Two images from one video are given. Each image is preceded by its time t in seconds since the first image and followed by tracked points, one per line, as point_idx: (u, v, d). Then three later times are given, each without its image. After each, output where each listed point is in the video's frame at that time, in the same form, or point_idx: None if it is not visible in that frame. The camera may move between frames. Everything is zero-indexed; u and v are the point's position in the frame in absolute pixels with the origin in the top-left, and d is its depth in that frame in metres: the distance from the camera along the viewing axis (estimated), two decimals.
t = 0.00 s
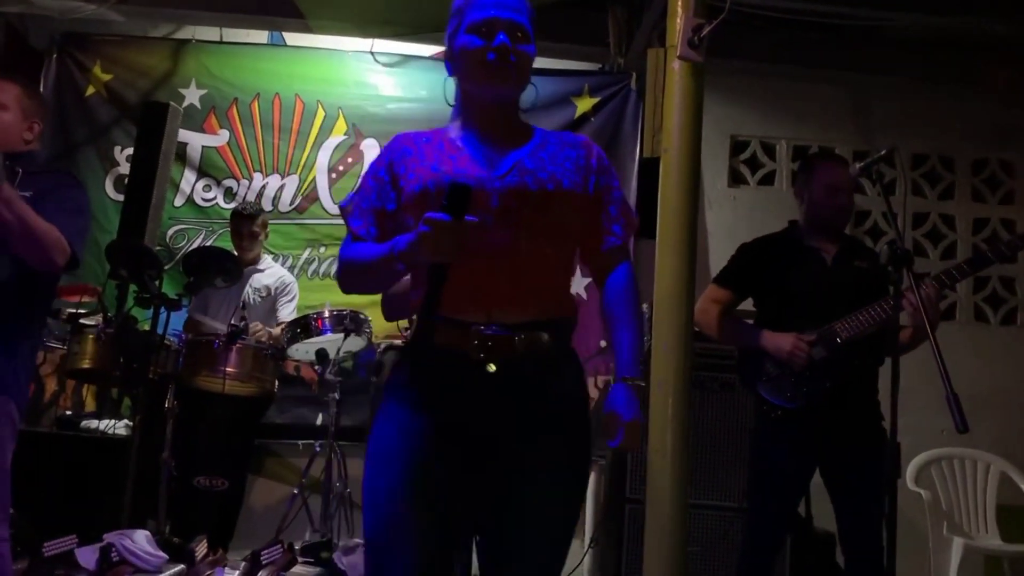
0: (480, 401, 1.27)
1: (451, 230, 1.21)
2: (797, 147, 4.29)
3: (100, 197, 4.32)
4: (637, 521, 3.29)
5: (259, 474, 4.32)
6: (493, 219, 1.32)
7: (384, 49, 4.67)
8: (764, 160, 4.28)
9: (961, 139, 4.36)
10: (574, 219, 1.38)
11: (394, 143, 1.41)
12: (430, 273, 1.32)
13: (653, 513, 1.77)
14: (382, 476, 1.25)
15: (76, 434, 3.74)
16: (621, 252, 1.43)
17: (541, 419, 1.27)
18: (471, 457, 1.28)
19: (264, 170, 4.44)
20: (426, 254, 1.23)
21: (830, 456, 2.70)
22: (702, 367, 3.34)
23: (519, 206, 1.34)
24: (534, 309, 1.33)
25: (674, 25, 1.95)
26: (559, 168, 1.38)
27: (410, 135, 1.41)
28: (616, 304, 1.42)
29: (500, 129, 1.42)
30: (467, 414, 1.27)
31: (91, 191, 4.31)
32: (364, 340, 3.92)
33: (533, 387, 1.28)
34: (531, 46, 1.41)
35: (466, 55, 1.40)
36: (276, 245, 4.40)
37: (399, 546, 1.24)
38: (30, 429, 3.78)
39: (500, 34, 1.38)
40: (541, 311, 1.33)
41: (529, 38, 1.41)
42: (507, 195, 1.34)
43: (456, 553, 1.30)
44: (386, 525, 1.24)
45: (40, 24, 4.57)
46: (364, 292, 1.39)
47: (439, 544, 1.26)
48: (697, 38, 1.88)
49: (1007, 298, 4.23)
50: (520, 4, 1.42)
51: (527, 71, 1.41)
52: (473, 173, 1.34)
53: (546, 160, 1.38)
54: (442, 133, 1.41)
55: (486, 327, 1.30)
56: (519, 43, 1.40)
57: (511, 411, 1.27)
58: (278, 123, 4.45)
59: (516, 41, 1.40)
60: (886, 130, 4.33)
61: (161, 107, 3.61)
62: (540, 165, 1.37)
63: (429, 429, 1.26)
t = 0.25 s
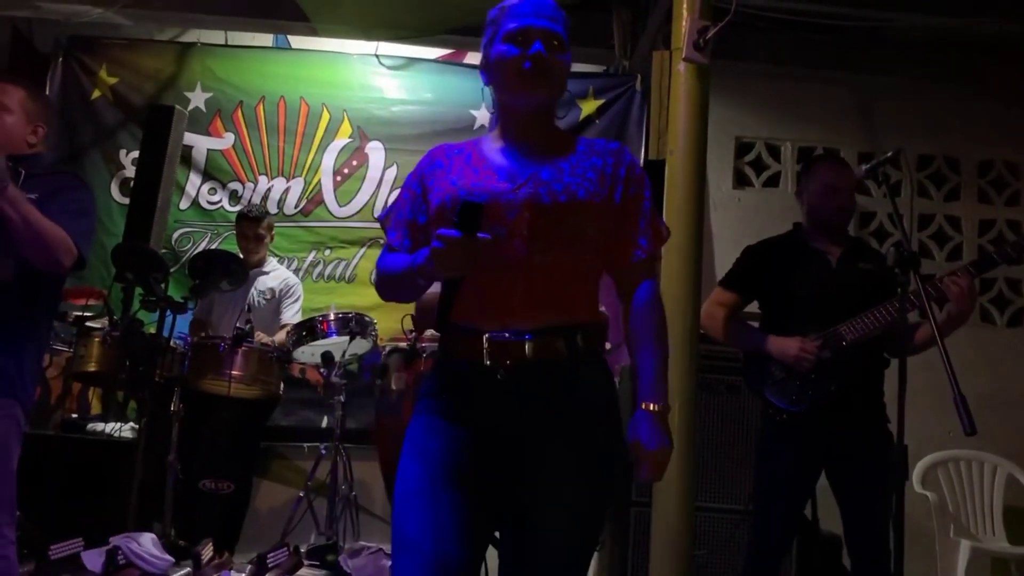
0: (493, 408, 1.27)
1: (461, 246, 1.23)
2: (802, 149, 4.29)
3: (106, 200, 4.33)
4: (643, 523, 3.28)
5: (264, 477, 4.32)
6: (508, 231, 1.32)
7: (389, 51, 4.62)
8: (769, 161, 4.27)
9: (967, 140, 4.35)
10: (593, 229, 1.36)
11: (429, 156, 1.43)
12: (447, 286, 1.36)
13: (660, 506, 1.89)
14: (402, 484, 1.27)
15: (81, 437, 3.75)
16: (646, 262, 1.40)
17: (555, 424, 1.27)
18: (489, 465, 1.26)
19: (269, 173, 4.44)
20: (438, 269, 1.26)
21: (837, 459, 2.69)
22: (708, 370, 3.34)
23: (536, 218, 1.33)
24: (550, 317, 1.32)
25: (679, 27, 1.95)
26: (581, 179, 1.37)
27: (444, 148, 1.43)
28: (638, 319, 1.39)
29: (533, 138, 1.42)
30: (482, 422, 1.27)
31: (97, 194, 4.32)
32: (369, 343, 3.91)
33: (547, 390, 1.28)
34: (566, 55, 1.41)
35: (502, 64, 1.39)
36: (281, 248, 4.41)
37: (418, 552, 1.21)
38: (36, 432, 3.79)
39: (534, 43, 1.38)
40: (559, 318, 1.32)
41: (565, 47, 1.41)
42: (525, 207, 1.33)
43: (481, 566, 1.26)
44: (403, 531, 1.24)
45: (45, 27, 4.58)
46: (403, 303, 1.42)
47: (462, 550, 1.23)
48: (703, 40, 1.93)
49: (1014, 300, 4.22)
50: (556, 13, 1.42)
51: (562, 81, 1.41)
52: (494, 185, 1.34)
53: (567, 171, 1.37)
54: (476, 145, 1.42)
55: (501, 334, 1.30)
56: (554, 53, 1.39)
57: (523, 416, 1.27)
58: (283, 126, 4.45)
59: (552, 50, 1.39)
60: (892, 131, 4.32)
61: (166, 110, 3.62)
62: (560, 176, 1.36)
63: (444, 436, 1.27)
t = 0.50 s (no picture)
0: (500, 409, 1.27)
1: (464, 239, 1.25)
2: (806, 152, 4.28)
3: (110, 204, 4.33)
4: (647, 527, 3.28)
5: (269, 480, 4.32)
6: (520, 230, 1.32)
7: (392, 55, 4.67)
8: (773, 163, 4.27)
9: (971, 143, 4.35)
10: (606, 229, 1.36)
11: (446, 155, 1.44)
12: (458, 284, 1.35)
13: (664, 502, 1.90)
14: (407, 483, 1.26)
15: (86, 440, 3.75)
16: (656, 261, 1.37)
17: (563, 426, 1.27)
18: (496, 465, 1.27)
19: (273, 177, 4.45)
20: (444, 265, 1.27)
21: (841, 462, 2.68)
22: (713, 372, 3.33)
23: (546, 217, 1.32)
24: (560, 318, 1.31)
25: (683, 29, 1.94)
26: (594, 179, 1.37)
27: (460, 147, 1.43)
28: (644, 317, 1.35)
29: (550, 137, 1.43)
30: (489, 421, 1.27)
31: (101, 197, 4.32)
32: (373, 346, 3.91)
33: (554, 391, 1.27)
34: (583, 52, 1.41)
35: (518, 61, 1.39)
36: (284, 251, 4.41)
37: (425, 553, 1.21)
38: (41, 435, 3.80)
39: (552, 41, 1.38)
40: (569, 319, 1.32)
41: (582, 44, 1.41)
42: (537, 206, 1.33)
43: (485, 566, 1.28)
44: (409, 531, 1.24)
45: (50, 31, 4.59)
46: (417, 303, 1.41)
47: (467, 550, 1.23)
48: (708, 42, 1.90)
49: (1019, 302, 4.21)
50: (573, 10, 1.42)
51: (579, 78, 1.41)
52: (505, 184, 1.34)
53: (581, 171, 1.37)
54: (492, 144, 1.43)
55: (509, 335, 1.29)
56: (570, 50, 1.39)
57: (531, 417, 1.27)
58: (287, 129, 4.46)
59: (569, 48, 1.39)
60: (896, 134, 4.31)
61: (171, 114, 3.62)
62: (573, 176, 1.36)
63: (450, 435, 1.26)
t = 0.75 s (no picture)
0: (504, 418, 1.27)
1: (489, 244, 1.21)
2: (809, 155, 4.28)
3: (114, 209, 4.34)
4: (651, 531, 3.28)
5: (272, 485, 4.32)
6: (521, 242, 1.32)
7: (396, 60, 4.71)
8: (776, 167, 4.26)
9: (974, 146, 4.34)
10: (607, 244, 1.37)
11: (439, 161, 1.43)
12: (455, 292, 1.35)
13: (670, 513, 1.80)
14: (416, 494, 1.26)
15: (90, 445, 3.76)
16: (655, 276, 1.39)
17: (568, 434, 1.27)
18: (500, 474, 1.28)
19: (276, 181, 4.45)
20: (461, 268, 1.23)
21: (846, 467, 2.67)
22: (717, 376, 3.32)
23: (547, 232, 1.32)
24: (564, 329, 1.31)
25: (686, 33, 1.94)
26: (594, 193, 1.37)
27: (455, 153, 1.43)
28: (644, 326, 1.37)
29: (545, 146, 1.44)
30: (493, 430, 1.27)
31: (104, 202, 4.33)
32: (377, 350, 3.91)
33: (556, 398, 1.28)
34: (583, 64, 1.41)
35: (518, 71, 1.39)
36: (288, 256, 4.42)
37: (434, 564, 1.20)
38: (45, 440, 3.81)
39: (553, 51, 1.38)
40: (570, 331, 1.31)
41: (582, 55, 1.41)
42: (538, 219, 1.33)
43: None
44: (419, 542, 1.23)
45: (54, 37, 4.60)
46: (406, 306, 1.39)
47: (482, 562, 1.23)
48: (710, 46, 1.89)
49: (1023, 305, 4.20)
50: (575, 21, 1.41)
51: (578, 89, 1.41)
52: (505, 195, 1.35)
53: (580, 184, 1.38)
54: (486, 152, 1.43)
55: (508, 346, 1.29)
56: (570, 61, 1.39)
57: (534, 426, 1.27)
58: (291, 134, 4.47)
59: (569, 60, 1.39)
60: (899, 137, 4.31)
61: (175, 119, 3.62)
62: (574, 189, 1.37)
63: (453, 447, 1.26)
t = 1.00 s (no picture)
0: (504, 419, 1.27)
1: (483, 246, 1.20)
2: (811, 159, 4.28)
3: (117, 214, 4.34)
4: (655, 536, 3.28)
5: (275, 490, 4.32)
6: (517, 241, 1.32)
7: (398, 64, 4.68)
8: (778, 171, 4.26)
9: (976, 149, 4.34)
10: (599, 243, 1.39)
11: (423, 158, 1.42)
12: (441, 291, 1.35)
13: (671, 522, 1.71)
14: (401, 482, 1.25)
15: (92, 450, 3.76)
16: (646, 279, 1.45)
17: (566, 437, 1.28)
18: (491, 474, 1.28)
19: (279, 186, 4.46)
20: (455, 269, 1.21)
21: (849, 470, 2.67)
22: (719, 380, 3.32)
23: (544, 230, 1.33)
24: (560, 326, 1.33)
25: (688, 37, 1.93)
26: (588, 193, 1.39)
27: (440, 150, 1.42)
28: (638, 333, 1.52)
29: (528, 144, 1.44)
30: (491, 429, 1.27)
31: (107, 207, 4.34)
32: (379, 354, 3.92)
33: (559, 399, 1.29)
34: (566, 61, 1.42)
35: (504, 69, 1.40)
36: (290, 260, 4.42)
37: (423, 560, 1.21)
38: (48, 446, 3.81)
39: (538, 49, 1.39)
40: (566, 330, 1.34)
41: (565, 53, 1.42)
42: (535, 217, 1.33)
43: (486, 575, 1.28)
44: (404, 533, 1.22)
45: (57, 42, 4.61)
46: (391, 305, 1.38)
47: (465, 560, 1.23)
48: (711, 51, 1.88)
49: None
50: (557, 19, 1.43)
51: (562, 87, 1.42)
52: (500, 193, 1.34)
53: (574, 184, 1.39)
54: (472, 148, 1.43)
55: (508, 347, 1.30)
56: (554, 59, 1.40)
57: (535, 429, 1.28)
58: (293, 138, 4.47)
59: (554, 57, 1.40)
60: (901, 141, 4.31)
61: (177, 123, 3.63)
62: (569, 189, 1.38)
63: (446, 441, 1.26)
